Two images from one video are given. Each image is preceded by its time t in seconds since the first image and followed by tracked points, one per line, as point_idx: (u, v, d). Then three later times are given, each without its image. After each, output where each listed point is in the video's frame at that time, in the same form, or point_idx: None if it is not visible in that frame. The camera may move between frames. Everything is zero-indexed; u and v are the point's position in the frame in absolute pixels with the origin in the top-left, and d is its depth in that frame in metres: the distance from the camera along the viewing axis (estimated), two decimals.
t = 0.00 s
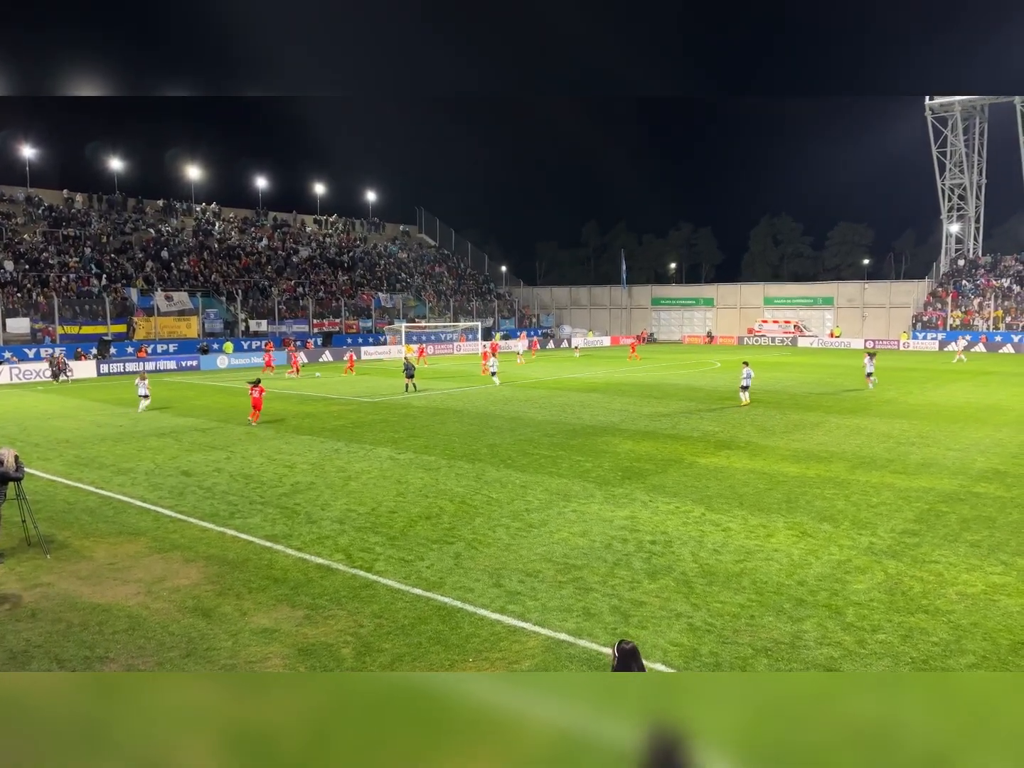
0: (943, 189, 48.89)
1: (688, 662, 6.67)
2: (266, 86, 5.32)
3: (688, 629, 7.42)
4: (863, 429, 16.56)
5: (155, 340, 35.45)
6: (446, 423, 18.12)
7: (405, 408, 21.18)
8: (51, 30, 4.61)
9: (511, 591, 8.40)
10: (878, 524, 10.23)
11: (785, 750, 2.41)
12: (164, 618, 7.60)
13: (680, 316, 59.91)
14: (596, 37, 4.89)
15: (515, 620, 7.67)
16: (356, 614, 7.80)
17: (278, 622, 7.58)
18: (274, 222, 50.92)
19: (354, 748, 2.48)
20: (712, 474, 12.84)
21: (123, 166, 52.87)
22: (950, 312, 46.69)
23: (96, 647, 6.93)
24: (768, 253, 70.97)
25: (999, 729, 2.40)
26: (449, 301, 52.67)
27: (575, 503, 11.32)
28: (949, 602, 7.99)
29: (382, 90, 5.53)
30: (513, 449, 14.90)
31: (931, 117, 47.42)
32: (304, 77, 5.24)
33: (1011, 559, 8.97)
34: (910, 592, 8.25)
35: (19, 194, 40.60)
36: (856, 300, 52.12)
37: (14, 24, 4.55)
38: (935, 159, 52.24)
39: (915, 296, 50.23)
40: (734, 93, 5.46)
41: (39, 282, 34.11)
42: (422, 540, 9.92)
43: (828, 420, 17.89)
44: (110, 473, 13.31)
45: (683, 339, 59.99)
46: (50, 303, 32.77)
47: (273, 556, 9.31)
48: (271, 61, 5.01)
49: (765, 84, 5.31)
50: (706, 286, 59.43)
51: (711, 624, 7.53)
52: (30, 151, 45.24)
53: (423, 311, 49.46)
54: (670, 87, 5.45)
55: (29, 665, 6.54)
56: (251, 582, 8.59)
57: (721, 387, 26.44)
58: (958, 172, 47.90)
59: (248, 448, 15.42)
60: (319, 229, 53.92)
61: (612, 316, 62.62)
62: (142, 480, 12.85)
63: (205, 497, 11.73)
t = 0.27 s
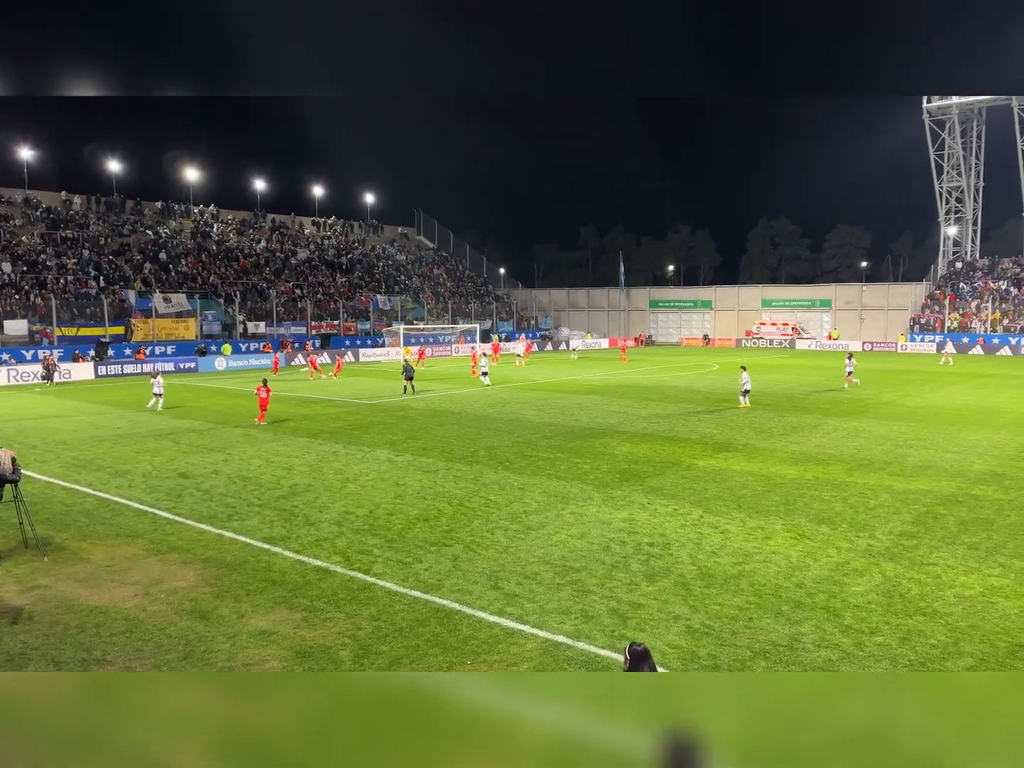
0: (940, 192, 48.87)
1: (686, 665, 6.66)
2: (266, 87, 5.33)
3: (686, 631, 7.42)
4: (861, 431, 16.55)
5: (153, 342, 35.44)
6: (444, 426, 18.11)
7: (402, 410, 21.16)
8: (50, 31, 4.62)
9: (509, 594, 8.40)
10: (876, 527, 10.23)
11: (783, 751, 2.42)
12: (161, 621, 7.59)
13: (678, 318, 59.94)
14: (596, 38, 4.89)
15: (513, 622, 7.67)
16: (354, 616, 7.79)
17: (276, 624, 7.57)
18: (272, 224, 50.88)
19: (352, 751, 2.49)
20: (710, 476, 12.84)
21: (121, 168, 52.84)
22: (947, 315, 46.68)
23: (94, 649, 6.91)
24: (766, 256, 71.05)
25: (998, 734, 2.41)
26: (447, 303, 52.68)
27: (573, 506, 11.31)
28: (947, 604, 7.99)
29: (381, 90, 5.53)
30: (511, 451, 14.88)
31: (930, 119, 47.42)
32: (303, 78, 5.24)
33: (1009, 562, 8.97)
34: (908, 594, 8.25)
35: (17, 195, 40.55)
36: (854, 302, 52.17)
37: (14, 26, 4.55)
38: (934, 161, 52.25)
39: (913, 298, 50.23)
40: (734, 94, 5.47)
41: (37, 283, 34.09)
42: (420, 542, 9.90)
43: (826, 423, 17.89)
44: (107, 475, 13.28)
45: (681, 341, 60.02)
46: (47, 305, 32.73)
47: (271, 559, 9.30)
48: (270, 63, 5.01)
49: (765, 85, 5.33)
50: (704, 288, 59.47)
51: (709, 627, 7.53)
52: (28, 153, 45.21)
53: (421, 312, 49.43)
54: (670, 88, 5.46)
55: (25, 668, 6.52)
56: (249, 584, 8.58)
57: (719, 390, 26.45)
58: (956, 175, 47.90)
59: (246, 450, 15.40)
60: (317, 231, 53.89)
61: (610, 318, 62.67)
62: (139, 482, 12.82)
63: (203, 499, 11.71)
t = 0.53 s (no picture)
0: (938, 195, 48.93)
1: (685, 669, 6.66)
2: (264, 89, 5.34)
3: (684, 634, 7.41)
4: (858, 434, 16.58)
5: (151, 344, 35.40)
6: (442, 428, 18.12)
7: (401, 413, 21.17)
8: (47, 34, 4.62)
9: (507, 596, 8.39)
10: (873, 529, 10.25)
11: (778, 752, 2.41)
12: (158, 624, 7.57)
13: (676, 320, 60.00)
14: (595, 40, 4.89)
15: (511, 625, 7.66)
16: (352, 619, 7.78)
17: (273, 627, 7.56)
18: (270, 226, 50.86)
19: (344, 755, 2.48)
20: (708, 479, 12.86)
21: (119, 170, 52.85)
22: (945, 317, 46.73)
23: (90, 653, 6.89)
24: (764, 259, 71.19)
25: (998, 735, 2.42)
26: (445, 306, 52.71)
27: (570, 508, 11.31)
28: (945, 607, 8.00)
29: (380, 92, 5.54)
30: (510, 454, 14.89)
31: (927, 123, 47.52)
32: (302, 80, 5.24)
33: (1006, 564, 8.98)
34: (905, 597, 8.26)
35: (14, 197, 40.50)
36: (851, 305, 52.26)
37: (12, 27, 4.56)
38: (931, 164, 52.36)
39: (910, 301, 50.29)
40: (734, 95, 5.49)
41: (34, 286, 34.07)
42: (418, 544, 9.90)
43: (824, 425, 17.91)
44: (105, 478, 13.26)
45: (679, 344, 60.09)
46: (45, 307, 32.64)
47: (268, 562, 9.29)
48: (268, 65, 5.02)
49: (764, 87, 5.35)
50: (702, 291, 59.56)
51: (707, 629, 7.54)
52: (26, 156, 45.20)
53: (419, 315, 49.44)
54: (669, 89, 5.47)
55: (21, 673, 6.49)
56: (246, 587, 8.57)
57: (717, 392, 26.50)
58: (953, 178, 47.99)
59: (244, 452, 15.41)
60: (315, 233, 53.87)
61: (608, 321, 62.74)
62: (137, 484, 12.81)
63: (200, 501, 11.70)
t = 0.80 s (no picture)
0: (935, 198, 49.04)
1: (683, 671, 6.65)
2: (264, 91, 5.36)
3: (682, 637, 7.41)
4: (856, 437, 16.57)
5: (149, 347, 35.31)
6: (440, 431, 18.09)
7: (398, 415, 21.13)
8: (48, 36, 4.65)
9: (505, 599, 8.39)
10: (871, 532, 10.25)
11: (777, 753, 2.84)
12: (155, 627, 7.56)
13: (674, 323, 60.01)
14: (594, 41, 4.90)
15: (509, 628, 7.66)
16: (349, 622, 7.77)
17: (271, 630, 7.55)
18: (268, 228, 50.85)
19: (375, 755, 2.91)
20: (706, 482, 12.84)
21: (117, 172, 52.83)
22: (942, 320, 46.76)
23: (87, 656, 6.89)
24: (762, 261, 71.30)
25: (992, 734, 2.81)
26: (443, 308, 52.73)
27: (569, 511, 11.29)
28: (943, 609, 8.00)
29: (379, 92, 5.54)
30: (507, 457, 14.86)
31: (924, 125, 47.65)
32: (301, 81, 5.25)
33: (1004, 567, 8.99)
34: (903, 599, 8.26)
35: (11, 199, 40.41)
36: (849, 307, 52.33)
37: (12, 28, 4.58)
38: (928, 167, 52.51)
39: (908, 304, 50.35)
40: (734, 96, 5.49)
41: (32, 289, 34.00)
42: (415, 547, 9.88)
43: (822, 428, 17.91)
44: (101, 481, 13.22)
45: (677, 347, 60.09)
46: (42, 310, 32.62)
47: (266, 564, 9.27)
48: (268, 67, 5.04)
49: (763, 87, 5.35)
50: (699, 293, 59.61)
51: (705, 632, 7.54)
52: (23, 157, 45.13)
53: (417, 317, 49.45)
54: (669, 89, 5.46)
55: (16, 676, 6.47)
56: (243, 590, 8.56)
57: (714, 395, 26.51)
58: (950, 180, 48.11)
59: (241, 455, 15.38)
60: (313, 236, 53.88)
61: (606, 323, 62.75)
62: (133, 487, 12.77)
63: (197, 504, 11.67)
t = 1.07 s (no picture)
0: (932, 200, 49.13)
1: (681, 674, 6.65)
2: (263, 93, 5.37)
3: (680, 639, 7.42)
4: (853, 439, 16.61)
5: (146, 349, 35.28)
6: (437, 433, 18.09)
7: (396, 417, 21.15)
8: (49, 36, 4.66)
9: (503, 601, 8.38)
10: (869, 534, 10.25)
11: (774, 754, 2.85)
12: (153, 629, 7.55)
13: (672, 325, 60.08)
14: (593, 43, 4.90)
15: (506, 630, 7.66)
16: (347, 624, 7.77)
17: (268, 633, 7.53)
18: (266, 230, 50.83)
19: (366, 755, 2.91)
20: (704, 484, 12.85)
21: (115, 174, 52.78)
22: (939, 322, 46.75)
23: (85, 658, 6.87)
24: (760, 263, 71.41)
25: (987, 747, 2.81)
26: (441, 311, 52.78)
27: (567, 513, 11.29)
28: (941, 611, 8.01)
29: (378, 94, 5.55)
30: (505, 459, 14.86)
31: (921, 128, 47.79)
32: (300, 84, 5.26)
33: (1002, 569, 9.00)
34: (901, 602, 8.27)
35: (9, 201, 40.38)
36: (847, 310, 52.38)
37: (12, 27, 4.58)
38: (925, 170, 52.65)
39: (905, 306, 50.43)
40: (733, 95, 5.48)
41: (29, 291, 33.93)
42: (414, 550, 9.86)
43: (819, 430, 17.94)
44: (99, 483, 13.21)
45: (675, 349, 60.16)
46: (40, 312, 32.52)
47: (264, 567, 9.26)
48: (267, 69, 5.04)
49: (763, 86, 5.33)
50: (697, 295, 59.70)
51: (703, 634, 7.54)
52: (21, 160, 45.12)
53: (415, 319, 49.51)
54: (667, 91, 5.44)
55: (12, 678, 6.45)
56: (241, 592, 8.54)
57: (712, 397, 26.52)
58: (947, 183, 48.23)
59: (239, 457, 15.38)
60: (312, 238, 53.89)
61: (604, 326, 62.79)
62: (132, 489, 12.77)
63: (195, 507, 11.65)
